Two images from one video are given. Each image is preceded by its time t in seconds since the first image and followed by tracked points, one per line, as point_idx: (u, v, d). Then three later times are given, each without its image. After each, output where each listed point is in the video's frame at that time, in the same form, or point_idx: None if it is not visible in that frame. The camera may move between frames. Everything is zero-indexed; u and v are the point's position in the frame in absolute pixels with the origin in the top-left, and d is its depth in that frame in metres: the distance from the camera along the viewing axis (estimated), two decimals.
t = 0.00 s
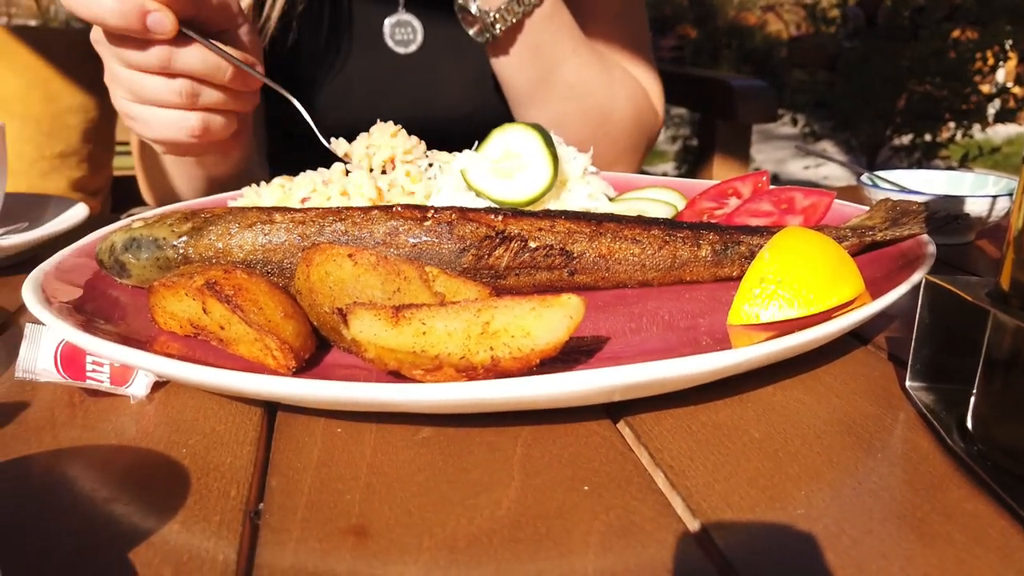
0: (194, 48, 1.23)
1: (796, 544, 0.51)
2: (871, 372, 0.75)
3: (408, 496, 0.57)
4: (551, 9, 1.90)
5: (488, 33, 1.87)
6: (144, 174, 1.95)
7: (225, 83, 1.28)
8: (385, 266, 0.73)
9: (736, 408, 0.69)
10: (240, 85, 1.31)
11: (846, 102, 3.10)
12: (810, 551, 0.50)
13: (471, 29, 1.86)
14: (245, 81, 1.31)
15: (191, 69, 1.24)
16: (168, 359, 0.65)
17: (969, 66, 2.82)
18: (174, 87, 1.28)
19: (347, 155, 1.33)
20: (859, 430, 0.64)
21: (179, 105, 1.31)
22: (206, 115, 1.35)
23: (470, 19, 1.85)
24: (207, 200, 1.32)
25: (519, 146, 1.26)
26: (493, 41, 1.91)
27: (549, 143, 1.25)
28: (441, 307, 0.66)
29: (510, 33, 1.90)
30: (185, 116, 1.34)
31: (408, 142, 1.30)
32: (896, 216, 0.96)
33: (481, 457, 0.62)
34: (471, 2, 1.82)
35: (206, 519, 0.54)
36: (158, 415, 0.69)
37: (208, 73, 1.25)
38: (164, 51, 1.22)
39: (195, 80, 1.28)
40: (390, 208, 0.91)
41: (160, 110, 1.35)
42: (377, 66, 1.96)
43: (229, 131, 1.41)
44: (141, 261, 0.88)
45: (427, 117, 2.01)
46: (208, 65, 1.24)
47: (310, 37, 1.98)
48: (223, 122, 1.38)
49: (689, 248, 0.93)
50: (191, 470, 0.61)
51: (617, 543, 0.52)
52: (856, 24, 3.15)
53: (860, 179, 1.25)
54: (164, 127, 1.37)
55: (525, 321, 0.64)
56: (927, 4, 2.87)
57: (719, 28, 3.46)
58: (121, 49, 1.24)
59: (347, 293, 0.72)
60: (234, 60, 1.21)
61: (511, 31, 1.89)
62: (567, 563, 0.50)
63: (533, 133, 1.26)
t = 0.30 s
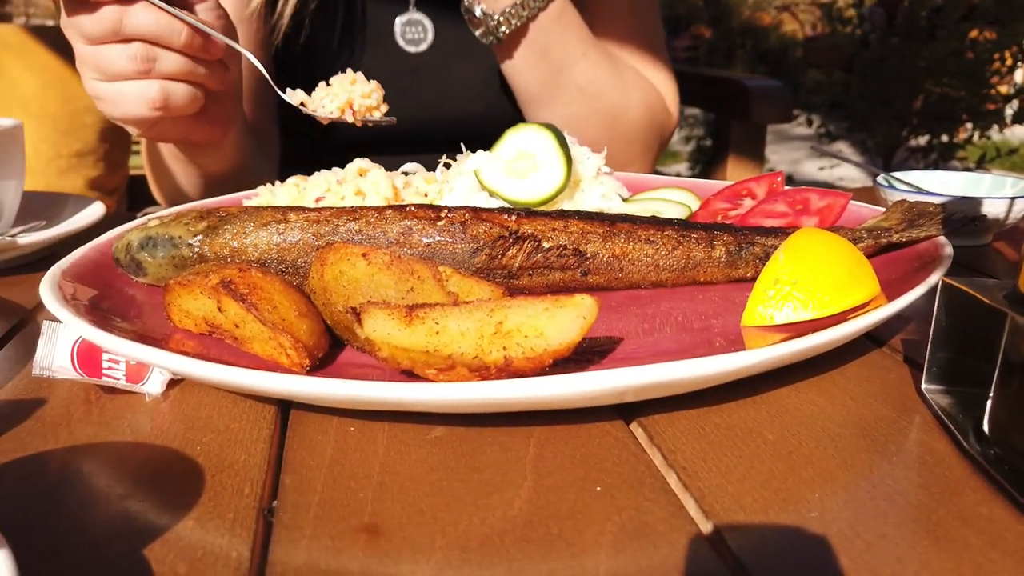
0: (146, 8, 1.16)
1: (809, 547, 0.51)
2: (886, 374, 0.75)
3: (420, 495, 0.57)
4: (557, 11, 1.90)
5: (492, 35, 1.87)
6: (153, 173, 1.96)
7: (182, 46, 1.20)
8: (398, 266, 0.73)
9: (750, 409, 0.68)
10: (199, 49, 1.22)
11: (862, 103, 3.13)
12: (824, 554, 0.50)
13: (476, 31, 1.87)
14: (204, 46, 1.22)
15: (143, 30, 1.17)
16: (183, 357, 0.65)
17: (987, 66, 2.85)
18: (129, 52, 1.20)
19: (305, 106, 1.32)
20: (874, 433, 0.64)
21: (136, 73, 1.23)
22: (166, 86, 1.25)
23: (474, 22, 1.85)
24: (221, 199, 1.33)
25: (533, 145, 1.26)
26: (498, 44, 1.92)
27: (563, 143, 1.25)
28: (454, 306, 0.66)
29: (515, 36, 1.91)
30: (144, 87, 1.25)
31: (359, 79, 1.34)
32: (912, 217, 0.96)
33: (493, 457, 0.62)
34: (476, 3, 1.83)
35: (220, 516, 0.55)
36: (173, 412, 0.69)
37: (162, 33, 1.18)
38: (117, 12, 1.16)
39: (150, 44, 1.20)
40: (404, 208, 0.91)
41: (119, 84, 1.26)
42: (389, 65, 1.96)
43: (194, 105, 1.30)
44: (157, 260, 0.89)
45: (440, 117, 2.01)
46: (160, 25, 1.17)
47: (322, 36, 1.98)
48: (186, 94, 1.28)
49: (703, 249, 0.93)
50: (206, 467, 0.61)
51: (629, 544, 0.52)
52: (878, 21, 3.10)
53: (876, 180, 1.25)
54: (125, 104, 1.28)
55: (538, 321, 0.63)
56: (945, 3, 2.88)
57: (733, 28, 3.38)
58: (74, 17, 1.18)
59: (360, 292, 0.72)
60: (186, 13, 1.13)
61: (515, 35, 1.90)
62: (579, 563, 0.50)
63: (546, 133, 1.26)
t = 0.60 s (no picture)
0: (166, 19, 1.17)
1: (819, 549, 0.51)
2: (897, 376, 0.74)
3: (430, 495, 0.57)
4: (575, 9, 1.92)
5: (512, 33, 1.88)
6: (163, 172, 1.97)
7: (199, 58, 1.21)
8: (409, 265, 0.73)
9: (761, 411, 0.68)
10: (215, 62, 1.24)
11: (874, 104, 3.12)
12: (834, 557, 0.50)
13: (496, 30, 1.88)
14: (219, 58, 1.24)
15: (161, 41, 1.18)
16: (194, 356, 0.65)
17: (1000, 67, 2.89)
18: (145, 60, 1.21)
19: (318, 130, 1.33)
20: (885, 436, 0.64)
21: (150, 81, 1.23)
22: (178, 94, 1.27)
23: (495, 19, 1.87)
24: (232, 198, 1.33)
25: (543, 146, 1.26)
26: (518, 42, 1.92)
27: (574, 143, 1.25)
28: (464, 306, 0.66)
29: (536, 33, 1.91)
30: (155, 95, 1.25)
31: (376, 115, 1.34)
32: (925, 218, 0.95)
33: (503, 457, 0.62)
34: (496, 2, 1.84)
35: (231, 514, 0.55)
36: (185, 410, 0.70)
37: (181, 45, 1.19)
38: (137, 20, 1.16)
39: (167, 54, 1.21)
40: (414, 208, 0.91)
41: (130, 89, 1.26)
42: (400, 66, 1.97)
43: (204, 114, 1.32)
44: (169, 258, 0.89)
45: (449, 117, 2.01)
46: (179, 36, 1.18)
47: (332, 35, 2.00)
48: (197, 103, 1.29)
49: (714, 250, 0.93)
50: (217, 466, 0.61)
51: (639, 545, 0.52)
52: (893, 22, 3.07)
53: (888, 181, 1.24)
54: (135, 109, 1.28)
55: (549, 321, 0.63)
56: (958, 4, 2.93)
57: (745, 28, 3.38)
58: (92, 20, 1.19)
59: (371, 292, 0.72)
60: (207, 30, 1.15)
61: (536, 31, 1.90)
62: (589, 563, 0.50)
63: (557, 133, 1.26)
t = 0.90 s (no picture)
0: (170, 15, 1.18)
1: (825, 549, 0.50)
2: (907, 379, 0.74)
3: (438, 494, 0.58)
4: (589, 8, 1.93)
5: (527, 31, 1.85)
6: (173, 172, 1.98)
7: (199, 55, 1.21)
8: (418, 265, 0.73)
9: (769, 412, 0.68)
10: (215, 60, 1.24)
11: (884, 105, 3.12)
12: (843, 559, 0.50)
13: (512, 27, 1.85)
14: (221, 58, 1.24)
15: (163, 36, 1.19)
16: (203, 355, 0.66)
17: (1011, 68, 2.88)
18: (145, 53, 1.21)
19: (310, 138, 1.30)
20: (895, 438, 0.63)
21: (150, 75, 1.24)
22: (176, 90, 1.27)
23: (510, 18, 1.84)
24: (241, 198, 1.34)
25: (552, 146, 1.25)
26: (532, 39, 1.90)
27: (582, 143, 1.25)
28: (473, 306, 0.66)
29: (551, 32, 1.90)
30: (154, 88, 1.26)
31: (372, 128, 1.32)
32: (935, 219, 0.95)
33: (511, 457, 0.63)
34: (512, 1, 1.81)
35: (240, 512, 0.55)
36: (194, 409, 0.70)
37: (182, 42, 1.19)
38: (140, 13, 1.18)
39: (169, 49, 1.21)
40: (423, 208, 0.92)
41: (130, 81, 1.27)
42: (408, 66, 1.97)
43: (201, 113, 1.32)
44: (179, 258, 0.90)
45: (457, 117, 2.01)
46: (180, 33, 1.18)
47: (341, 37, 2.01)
48: (195, 100, 1.29)
49: (722, 250, 0.93)
50: (226, 464, 0.62)
51: (646, 546, 0.52)
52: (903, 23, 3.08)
53: (898, 182, 1.24)
54: (132, 101, 1.29)
55: (557, 321, 0.64)
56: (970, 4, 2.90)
57: (754, 29, 3.41)
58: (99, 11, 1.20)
59: (380, 292, 0.72)
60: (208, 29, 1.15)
61: (551, 29, 1.89)
62: (597, 563, 0.50)
63: (566, 133, 1.26)
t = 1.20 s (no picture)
0: (175, 29, 1.17)
1: (836, 552, 0.50)
2: (918, 381, 0.73)
3: (446, 495, 0.57)
4: (600, 6, 1.91)
5: (538, 29, 1.84)
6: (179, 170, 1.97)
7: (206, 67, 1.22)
8: (425, 264, 0.73)
9: (779, 414, 0.67)
10: (223, 70, 1.25)
11: (896, 105, 3.13)
12: (854, 562, 0.49)
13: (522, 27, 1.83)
14: (227, 66, 1.25)
15: (170, 51, 1.19)
16: (209, 354, 0.65)
17: None
18: (153, 68, 1.21)
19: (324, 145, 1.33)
20: (906, 440, 0.63)
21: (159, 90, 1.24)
22: (186, 102, 1.27)
23: (520, 17, 1.83)
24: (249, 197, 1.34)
25: (560, 145, 1.25)
26: (543, 38, 1.89)
27: (591, 143, 1.25)
28: (480, 306, 0.66)
29: (562, 29, 1.89)
30: (164, 103, 1.27)
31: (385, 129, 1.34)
32: (947, 220, 0.94)
33: (518, 458, 0.62)
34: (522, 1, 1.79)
35: (247, 512, 0.55)
36: (201, 408, 0.70)
37: (189, 55, 1.19)
38: (145, 30, 1.17)
39: (175, 62, 1.21)
40: (431, 207, 0.91)
41: (140, 96, 1.27)
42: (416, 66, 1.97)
43: (212, 123, 1.33)
44: (186, 256, 0.90)
45: (464, 116, 2.01)
46: (187, 46, 1.18)
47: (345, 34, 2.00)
48: (206, 111, 1.30)
49: (732, 250, 0.92)
50: (233, 463, 0.61)
51: (655, 548, 0.51)
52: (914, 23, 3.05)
53: (909, 182, 1.23)
54: (143, 114, 1.29)
55: (565, 322, 0.63)
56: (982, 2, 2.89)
57: (764, 27, 3.40)
58: (103, 28, 1.19)
59: (387, 291, 0.72)
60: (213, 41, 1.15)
61: (562, 28, 1.88)
62: (605, 565, 0.50)
63: (574, 132, 1.25)
